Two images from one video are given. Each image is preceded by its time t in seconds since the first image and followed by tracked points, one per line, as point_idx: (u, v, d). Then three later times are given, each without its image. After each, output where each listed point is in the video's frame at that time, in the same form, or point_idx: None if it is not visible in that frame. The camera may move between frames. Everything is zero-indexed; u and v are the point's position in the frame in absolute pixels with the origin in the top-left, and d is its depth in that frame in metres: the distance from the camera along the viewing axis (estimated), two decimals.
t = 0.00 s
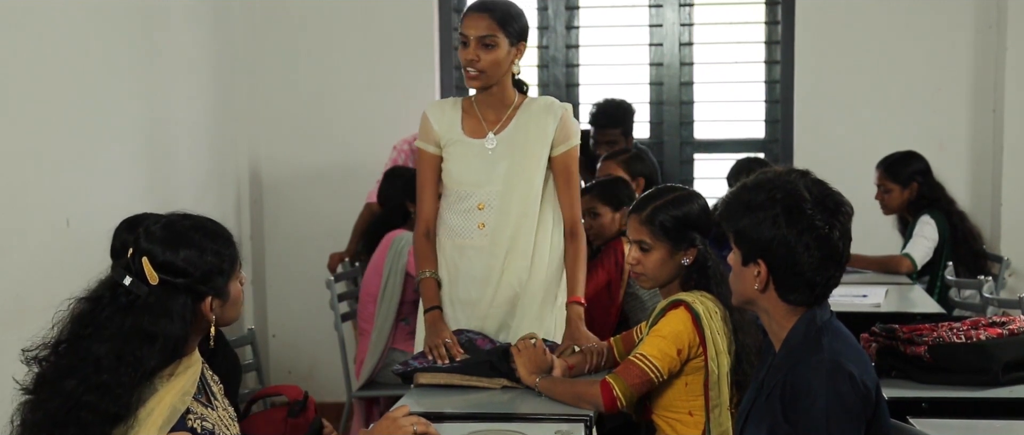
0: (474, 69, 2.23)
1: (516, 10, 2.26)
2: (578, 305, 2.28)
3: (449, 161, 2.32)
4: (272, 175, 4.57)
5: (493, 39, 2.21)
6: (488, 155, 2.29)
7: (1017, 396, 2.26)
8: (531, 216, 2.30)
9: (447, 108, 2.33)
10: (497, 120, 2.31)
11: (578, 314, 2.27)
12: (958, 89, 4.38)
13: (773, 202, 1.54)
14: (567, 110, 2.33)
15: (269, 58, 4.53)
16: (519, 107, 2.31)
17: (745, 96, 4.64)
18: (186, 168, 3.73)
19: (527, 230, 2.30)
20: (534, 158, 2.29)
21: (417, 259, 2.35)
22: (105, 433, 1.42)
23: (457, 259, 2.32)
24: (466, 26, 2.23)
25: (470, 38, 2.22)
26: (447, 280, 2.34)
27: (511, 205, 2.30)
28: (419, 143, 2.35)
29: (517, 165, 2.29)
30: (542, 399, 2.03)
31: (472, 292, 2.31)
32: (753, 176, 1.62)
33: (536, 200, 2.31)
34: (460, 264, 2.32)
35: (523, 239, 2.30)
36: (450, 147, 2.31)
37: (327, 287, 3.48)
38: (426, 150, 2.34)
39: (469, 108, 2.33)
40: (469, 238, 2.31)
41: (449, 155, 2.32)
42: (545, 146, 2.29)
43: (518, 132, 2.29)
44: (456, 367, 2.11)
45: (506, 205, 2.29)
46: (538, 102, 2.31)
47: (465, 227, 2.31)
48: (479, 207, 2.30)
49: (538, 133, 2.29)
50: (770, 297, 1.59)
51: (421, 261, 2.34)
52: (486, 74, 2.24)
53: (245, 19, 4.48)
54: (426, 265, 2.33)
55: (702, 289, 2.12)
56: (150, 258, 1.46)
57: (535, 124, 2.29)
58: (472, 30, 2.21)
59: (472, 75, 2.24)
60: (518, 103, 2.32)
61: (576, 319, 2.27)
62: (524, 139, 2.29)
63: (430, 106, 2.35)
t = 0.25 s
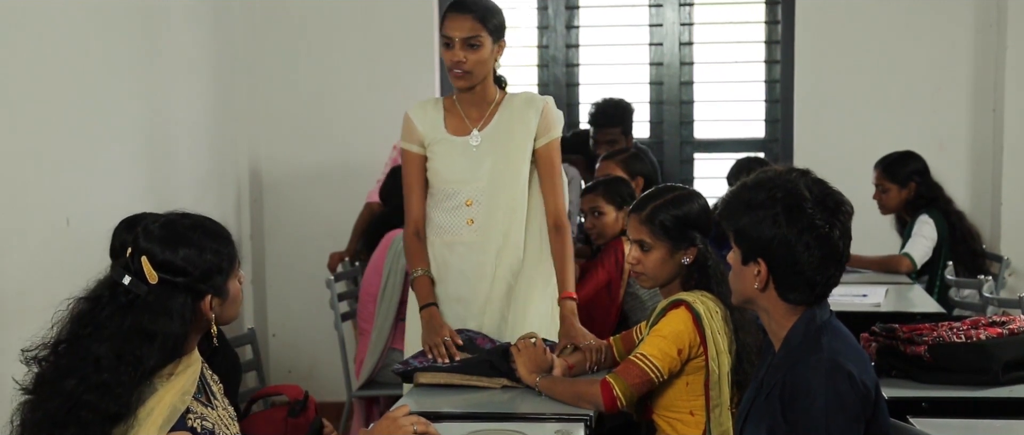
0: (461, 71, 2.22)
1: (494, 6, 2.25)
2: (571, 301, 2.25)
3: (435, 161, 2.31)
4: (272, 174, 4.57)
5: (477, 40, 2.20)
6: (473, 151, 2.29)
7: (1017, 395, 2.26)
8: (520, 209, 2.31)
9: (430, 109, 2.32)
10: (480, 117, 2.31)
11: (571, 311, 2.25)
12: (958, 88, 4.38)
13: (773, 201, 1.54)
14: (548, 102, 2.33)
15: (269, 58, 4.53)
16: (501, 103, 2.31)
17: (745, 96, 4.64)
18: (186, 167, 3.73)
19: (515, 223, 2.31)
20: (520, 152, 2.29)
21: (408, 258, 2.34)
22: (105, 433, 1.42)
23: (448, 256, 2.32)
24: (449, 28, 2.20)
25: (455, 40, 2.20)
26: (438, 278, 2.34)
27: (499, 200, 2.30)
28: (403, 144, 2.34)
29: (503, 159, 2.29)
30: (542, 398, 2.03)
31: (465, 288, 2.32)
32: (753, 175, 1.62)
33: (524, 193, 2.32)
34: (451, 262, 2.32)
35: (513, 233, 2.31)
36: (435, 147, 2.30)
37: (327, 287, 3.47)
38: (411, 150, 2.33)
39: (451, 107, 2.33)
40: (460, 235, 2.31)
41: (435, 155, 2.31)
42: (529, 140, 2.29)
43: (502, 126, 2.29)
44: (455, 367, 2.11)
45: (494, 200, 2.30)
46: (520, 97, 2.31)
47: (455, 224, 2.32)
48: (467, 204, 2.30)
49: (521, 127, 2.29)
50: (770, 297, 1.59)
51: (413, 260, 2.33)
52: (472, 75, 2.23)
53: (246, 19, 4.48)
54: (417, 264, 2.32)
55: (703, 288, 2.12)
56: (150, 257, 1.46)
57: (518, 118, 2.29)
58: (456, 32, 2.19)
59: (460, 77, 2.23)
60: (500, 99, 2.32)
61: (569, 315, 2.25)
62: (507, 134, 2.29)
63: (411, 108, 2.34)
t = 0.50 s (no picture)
0: (445, 75, 2.22)
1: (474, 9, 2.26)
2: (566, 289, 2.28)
3: (421, 165, 2.30)
4: (272, 174, 4.57)
5: (459, 43, 2.20)
6: (459, 153, 2.29)
7: (1017, 395, 2.26)
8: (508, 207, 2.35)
9: (411, 113, 2.31)
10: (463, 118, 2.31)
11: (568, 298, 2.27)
12: (958, 88, 4.38)
13: (771, 201, 1.54)
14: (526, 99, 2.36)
15: (269, 58, 4.53)
16: (483, 104, 2.32)
17: (745, 96, 4.64)
18: (186, 167, 3.73)
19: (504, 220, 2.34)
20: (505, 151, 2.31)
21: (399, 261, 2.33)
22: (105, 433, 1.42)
23: (438, 257, 2.33)
24: (430, 32, 2.20)
25: (437, 44, 2.20)
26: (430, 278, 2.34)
27: (488, 199, 2.32)
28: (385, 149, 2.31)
29: (490, 159, 2.31)
30: (542, 398, 2.03)
31: (457, 287, 2.34)
32: (752, 174, 1.62)
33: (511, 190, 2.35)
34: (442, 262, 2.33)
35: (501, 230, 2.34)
36: (421, 151, 2.29)
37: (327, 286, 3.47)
38: (394, 154, 2.30)
39: (433, 110, 2.32)
40: (450, 236, 2.32)
41: (420, 159, 2.30)
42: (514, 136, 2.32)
43: (486, 127, 2.31)
44: (456, 367, 2.11)
45: (484, 199, 2.31)
46: (500, 96, 2.33)
47: (446, 226, 2.32)
48: (456, 205, 2.31)
49: (505, 126, 2.31)
50: (769, 296, 1.59)
51: (404, 262, 2.32)
52: (457, 78, 2.23)
53: (246, 19, 4.48)
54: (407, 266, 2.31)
55: (704, 288, 2.12)
56: (150, 256, 1.46)
57: (500, 117, 2.31)
58: (439, 36, 2.19)
59: (444, 81, 2.22)
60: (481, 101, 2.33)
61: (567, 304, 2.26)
62: (491, 134, 2.31)
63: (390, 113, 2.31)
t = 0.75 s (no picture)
0: (447, 74, 2.24)
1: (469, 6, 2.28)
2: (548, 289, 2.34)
3: (421, 165, 2.31)
4: (272, 173, 4.57)
5: (460, 42, 2.22)
6: (457, 151, 2.31)
7: (1017, 394, 2.26)
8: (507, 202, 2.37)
9: (407, 111, 2.31)
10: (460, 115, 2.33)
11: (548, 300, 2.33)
12: (958, 88, 4.38)
13: (771, 200, 1.54)
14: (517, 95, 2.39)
15: (269, 58, 4.53)
16: (478, 102, 2.35)
17: (745, 95, 4.64)
18: (185, 167, 3.73)
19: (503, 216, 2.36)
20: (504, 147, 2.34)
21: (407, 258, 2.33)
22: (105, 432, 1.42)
23: (441, 254, 2.35)
24: (430, 32, 2.22)
25: (438, 43, 2.22)
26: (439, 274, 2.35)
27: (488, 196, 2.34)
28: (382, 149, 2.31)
29: (489, 156, 2.33)
30: (542, 397, 2.03)
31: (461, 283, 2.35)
32: (752, 173, 1.62)
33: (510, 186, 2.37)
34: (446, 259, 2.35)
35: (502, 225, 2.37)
36: (420, 151, 2.30)
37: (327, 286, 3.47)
38: (391, 154, 2.31)
39: (428, 109, 2.33)
40: (452, 234, 2.34)
41: (420, 158, 2.31)
42: (509, 133, 2.35)
43: (483, 124, 2.33)
44: (455, 366, 2.10)
45: (484, 196, 2.33)
46: (494, 93, 2.35)
47: (447, 224, 2.34)
48: (457, 203, 2.32)
49: (500, 123, 2.34)
50: (770, 295, 1.59)
51: (416, 259, 2.31)
52: (457, 76, 2.25)
53: (246, 19, 4.48)
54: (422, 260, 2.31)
55: (706, 288, 2.12)
56: (150, 255, 1.46)
57: (496, 114, 2.34)
58: (441, 35, 2.21)
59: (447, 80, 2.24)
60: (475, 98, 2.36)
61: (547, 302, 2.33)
62: (488, 131, 2.33)
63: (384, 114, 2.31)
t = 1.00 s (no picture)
0: (468, 74, 2.24)
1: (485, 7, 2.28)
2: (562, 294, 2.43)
3: (444, 164, 2.29)
4: (272, 173, 4.57)
5: (479, 41, 2.23)
6: (479, 149, 2.30)
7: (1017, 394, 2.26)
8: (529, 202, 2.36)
9: (427, 110, 2.29)
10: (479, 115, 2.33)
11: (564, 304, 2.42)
12: (958, 88, 4.38)
13: (771, 199, 1.54)
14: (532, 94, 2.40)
15: (269, 58, 4.53)
16: (494, 101, 2.35)
17: (745, 95, 4.64)
18: (185, 166, 3.72)
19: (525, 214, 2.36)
20: (524, 146, 2.34)
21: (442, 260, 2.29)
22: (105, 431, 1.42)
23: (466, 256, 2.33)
24: (449, 32, 2.22)
25: (458, 44, 2.21)
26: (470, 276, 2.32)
27: (511, 194, 2.33)
28: (404, 149, 2.28)
29: (512, 153, 2.32)
30: (543, 396, 2.03)
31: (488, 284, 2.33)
32: (752, 173, 1.62)
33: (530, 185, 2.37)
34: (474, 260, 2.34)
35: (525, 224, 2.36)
36: (443, 150, 2.28)
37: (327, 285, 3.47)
38: (413, 153, 2.28)
39: (447, 108, 2.31)
40: (476, 234, 2.33)
41: (443, 157, 2.29)
42: (528, 132, 2.35)
43: (503, 122, 2.32)
44: (455, 366, 2.10)
45: (509, 195, 2.32)
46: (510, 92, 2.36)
47: (472, 224, 2.32)
48: (481, 202, 2.31)
49: (519, 122, 2.34)
50: (770, 295, 1.59)
51: (451, 262, 2.28)
52: (477, 76, 2.26)
53: (246, 19, 4.48)
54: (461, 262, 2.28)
55: (710, 289, 2.12)
56: (150, 254, 1.46)
57: (515, 113, 2.34)
58: (462, 36, 2.21)
59: (467, 80, 2.24)
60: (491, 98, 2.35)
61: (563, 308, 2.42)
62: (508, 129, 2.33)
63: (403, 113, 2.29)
